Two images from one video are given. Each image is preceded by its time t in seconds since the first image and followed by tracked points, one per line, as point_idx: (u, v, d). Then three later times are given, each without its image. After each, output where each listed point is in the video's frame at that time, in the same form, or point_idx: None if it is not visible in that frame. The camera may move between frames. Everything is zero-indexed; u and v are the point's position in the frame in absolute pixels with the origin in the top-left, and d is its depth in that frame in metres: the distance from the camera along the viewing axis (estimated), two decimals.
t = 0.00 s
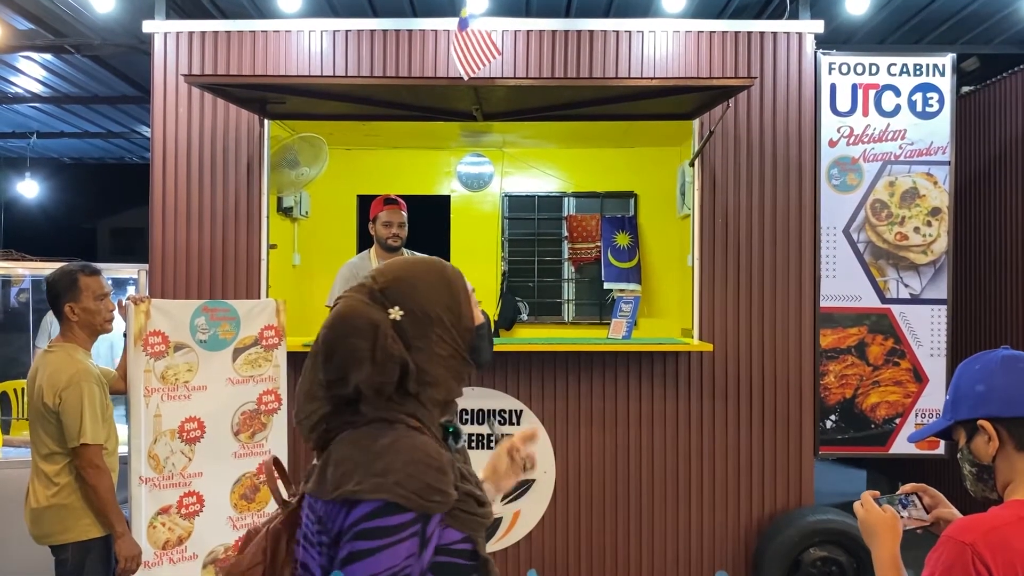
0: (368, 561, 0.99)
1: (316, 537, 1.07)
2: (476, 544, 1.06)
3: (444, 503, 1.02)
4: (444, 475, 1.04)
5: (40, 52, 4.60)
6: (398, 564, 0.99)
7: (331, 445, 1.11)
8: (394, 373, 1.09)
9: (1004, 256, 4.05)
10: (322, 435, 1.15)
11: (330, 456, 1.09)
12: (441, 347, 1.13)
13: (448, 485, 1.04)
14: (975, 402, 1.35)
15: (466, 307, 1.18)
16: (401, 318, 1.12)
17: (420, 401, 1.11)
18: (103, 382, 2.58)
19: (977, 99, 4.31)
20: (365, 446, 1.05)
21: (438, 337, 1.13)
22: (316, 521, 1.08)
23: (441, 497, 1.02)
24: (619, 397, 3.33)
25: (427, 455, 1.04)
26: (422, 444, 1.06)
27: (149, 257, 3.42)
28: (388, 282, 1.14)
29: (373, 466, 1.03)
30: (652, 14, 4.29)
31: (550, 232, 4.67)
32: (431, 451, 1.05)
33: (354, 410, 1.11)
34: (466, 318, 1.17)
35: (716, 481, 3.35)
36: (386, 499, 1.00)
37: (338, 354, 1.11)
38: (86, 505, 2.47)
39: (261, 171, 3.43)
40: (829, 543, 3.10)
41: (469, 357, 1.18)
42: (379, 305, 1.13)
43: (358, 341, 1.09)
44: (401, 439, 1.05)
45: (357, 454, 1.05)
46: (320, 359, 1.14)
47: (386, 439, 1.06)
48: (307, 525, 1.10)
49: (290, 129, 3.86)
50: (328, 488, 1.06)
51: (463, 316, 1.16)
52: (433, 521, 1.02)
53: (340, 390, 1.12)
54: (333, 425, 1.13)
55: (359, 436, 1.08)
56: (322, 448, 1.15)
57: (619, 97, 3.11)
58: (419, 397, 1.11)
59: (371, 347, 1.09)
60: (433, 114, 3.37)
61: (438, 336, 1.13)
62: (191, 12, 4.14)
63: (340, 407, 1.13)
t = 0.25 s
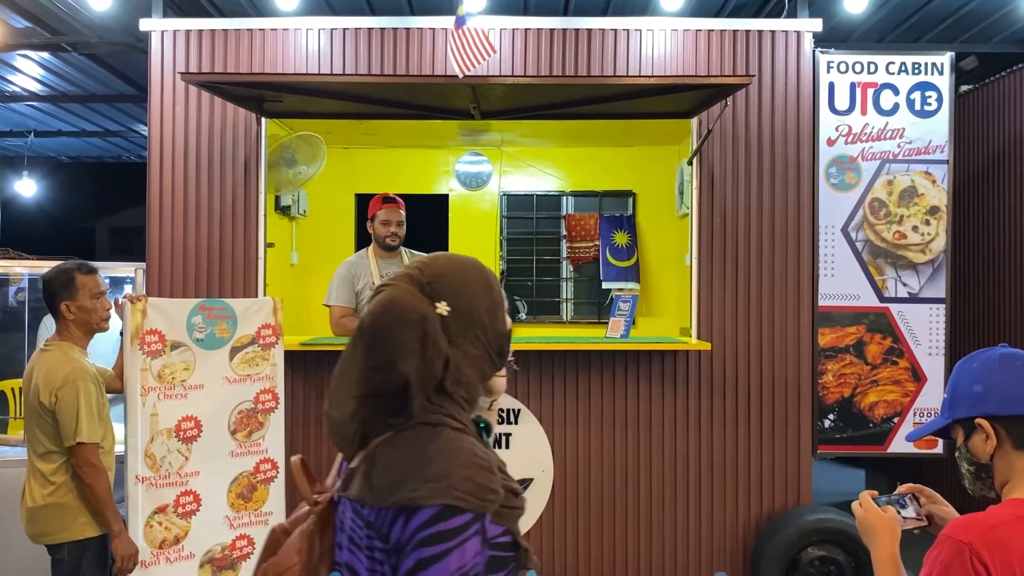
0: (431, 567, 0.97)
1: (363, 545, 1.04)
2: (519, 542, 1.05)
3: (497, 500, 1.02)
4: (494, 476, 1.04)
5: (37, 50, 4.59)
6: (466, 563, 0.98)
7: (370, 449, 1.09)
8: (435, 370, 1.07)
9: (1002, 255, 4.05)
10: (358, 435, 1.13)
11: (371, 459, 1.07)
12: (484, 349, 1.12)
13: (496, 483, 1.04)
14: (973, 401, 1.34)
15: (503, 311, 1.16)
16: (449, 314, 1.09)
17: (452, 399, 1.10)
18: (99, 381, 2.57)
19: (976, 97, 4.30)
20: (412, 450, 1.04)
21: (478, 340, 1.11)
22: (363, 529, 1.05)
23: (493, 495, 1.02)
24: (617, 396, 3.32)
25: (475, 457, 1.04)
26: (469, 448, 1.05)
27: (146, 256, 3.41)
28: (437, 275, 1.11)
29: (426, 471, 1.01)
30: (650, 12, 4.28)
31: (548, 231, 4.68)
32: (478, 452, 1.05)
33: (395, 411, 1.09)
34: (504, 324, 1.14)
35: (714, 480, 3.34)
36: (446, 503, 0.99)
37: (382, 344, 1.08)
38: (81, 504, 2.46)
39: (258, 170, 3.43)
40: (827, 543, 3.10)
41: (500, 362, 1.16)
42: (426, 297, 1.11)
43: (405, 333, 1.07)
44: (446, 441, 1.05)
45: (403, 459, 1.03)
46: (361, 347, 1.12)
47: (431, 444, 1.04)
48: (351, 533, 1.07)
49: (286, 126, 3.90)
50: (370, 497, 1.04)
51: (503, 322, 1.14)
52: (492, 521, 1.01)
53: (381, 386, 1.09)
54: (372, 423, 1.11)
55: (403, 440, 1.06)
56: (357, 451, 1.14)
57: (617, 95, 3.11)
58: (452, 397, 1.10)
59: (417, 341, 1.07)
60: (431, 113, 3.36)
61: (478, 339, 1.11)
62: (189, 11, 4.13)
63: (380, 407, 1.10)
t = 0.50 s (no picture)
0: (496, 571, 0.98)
1: (419, 553, 1.04)
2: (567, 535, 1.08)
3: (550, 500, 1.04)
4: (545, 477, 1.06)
5: (32, 48, 4.57)
6: (528, 564, 1.00)
7: (420, 459, 1.07)
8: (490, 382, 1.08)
9: (1001, 254, 4.04)
10: (408, 450, 1.09)
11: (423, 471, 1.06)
12: (525, 358, 1.15)
13: (547, 484, 1.06)
14: (974, 399, 1.34)
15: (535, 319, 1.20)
16: (496, 328, 1.10)
17: (500, 409, 1.11)
18: (94, 380, 2.55)
19: (975, 96, 4.30)
20: (465, 461, 1.03)
21: (521, 348, 1.14)
22: (419, 537, 1.04)
23: (548, 498, 1.04)
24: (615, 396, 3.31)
25: (528, 462, 1.05)
26: (520, 452, 1.06)
27: (142, 254, 3.39)
28: (480, 290, 1.12)
29: (483, 479, 1.01)
30: (649, 11, 4.27)
31: (546, 231, 4.69)
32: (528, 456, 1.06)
33: (444, 422, 1.07)
34: (538, 330, 1.19)
35: (713, 480, 3.33)
36: (506, 509, 1.00)
37: (435, 363, 1.04)
38: (76, 504, 2.44)
39: (255, 168, 3.41)
40: (826, 542, 3.09)
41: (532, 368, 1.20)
42: (473, 312, 1.10)
43: (460, 349, 1.05)
44: (498, 448, 1.05)
45: (459, 468, 1.03)
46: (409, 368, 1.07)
47: (485, 452, 1.04)
48: (404, 541, 1.06)
49: (282, 123, 3.91)
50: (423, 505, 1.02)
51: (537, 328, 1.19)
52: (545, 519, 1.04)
53: (436, 406, 1.05)
54: (426, 440, 1.07)
55: (455, 451, 1.05)
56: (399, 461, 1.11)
57: (615, 94, 3.10)
58: (500, 406, 1.11)
59: (474, 357, 1.06)
60: (429, 111, 3.35)
61: (521, 347, 1.14)
62: (186, 9, 4.12)
63: (434, 421, 1.07)
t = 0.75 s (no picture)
0: (552, 556, 1.06)
1: (480, 538, 1.13)
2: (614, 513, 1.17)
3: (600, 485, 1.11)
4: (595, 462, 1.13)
5: (23, 44, 4.52)
6: (582, 545, 1.08)
7: (472, 450, 1.15)
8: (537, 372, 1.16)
9: (999, 253, 4.03)
10: (461, 441, 1.18)
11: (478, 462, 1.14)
12: (567, 348, 1.22)
13: (597, 468, 1.13)
14: (978, 398, 1.32)
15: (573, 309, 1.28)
16: (539, 321, 1.18)
17: (547, 396, 1.19)
18: (85, 380, 2.52)
19: (972, 94, 4.28)
20: (516, 450, 1.11)
21: (563, 337, 1.22)
22: (479, 524, 1.13)
23: (598, 482, 1.11)
24: (613, 395, 3.29)
25: (578, 448, 1.13)
26: (569, 440, 1.13)
27: (134, 252, 3.35)
28: (521, 287, 1.20)
29: (538, 466, 1.08)
30: (646, 8, 4.24)
31: (543, 229, 4.73)
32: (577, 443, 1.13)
33: (495, 413, 1.16)
34: (576, 319, 1.26)
35: (710, 480, 3.31)
36: (560, 496, 1.07)
37: (486, 359, 1.14)
38: (66, 505, 2.41)
39: (249, 166, 3.38)
40: (824, 543, 3.08)
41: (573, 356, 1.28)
42: (516, 308, 1.18)
43: (507, 344, 1.14)
44: (552, 434, 1.12)
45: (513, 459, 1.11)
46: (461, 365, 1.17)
47: (538, 441, 1.11)
48: (465, 527, 1.16)
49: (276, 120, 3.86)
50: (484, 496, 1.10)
51: (575, 318, 1.26)
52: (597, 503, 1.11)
53: (489, 397, 1.15)
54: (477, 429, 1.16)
55: (507, 440, 1.12)
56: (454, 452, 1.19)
57: (612, 90, 3.07)
58: (546, 394, 1.19)
59: (520, 350, 1.15)
60: (425, 108, 3.32)
61: (563, 337, 1.22)
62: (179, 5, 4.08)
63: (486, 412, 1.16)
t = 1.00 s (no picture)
0: (563, 553, 1.09)
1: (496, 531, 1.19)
2: (635, 511, 1.20)
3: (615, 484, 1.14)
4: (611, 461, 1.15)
5: (10, 40, 4.46)
6: (598, 543, 1.11)
7: (495, 443, 1.19)
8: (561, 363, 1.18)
9: (995, 252, 4.01)
10: (484, 432, 1.21)
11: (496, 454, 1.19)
12: (590, 337, 1.23)
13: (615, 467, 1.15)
14: (984, 399, 1.29)
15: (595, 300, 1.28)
16: (565, 310, 1.19)
17: (570, 387, 1.20)
18: (70, 381, 2.46)
19: (968, 93, 4.27)
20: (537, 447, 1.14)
21: (587, 327, 1.22)
22: (495, 517, 1.19)
23: (616, 481, 1.14)
24: (607, 396, 3.26)
25: (597, 446, 1.15)
26: (589, 438, 1.16)
27: (122, 251, 3.30)
28: (545, 278, 1.21)
29: (555, 464, 1.12)
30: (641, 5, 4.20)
31: (537, 228, 4.74)
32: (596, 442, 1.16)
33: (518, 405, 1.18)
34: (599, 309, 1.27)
35: (705, 481, 3.28)
36: (574, 493, 1.11)
37: (512, 348, 1.16)
38: (49, 509, 2.36)
39: (238, 163, 3.33)
40: (820, 545, 3.04)
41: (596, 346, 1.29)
42: (541, 298, 1.19)
43: (533, 333, 1.15)
44: (570, 433, 1.15)
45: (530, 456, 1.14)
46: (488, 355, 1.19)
47: (558, 438, 1.14)
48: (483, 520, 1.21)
49: (266, 117, 3.83)
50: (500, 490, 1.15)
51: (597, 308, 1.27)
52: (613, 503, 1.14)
53: (515, 385, 1.17)
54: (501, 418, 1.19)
55: (528, 437, 1.16)
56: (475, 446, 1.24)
57: (607, 87, 3.04)
58: (569, 386, 1.20)
59: (546, 340, 1.16)
60: (417, 105, 3.28)
61: (587, 327, 1.22)
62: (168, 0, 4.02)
63: (511, 401, 1.18)
